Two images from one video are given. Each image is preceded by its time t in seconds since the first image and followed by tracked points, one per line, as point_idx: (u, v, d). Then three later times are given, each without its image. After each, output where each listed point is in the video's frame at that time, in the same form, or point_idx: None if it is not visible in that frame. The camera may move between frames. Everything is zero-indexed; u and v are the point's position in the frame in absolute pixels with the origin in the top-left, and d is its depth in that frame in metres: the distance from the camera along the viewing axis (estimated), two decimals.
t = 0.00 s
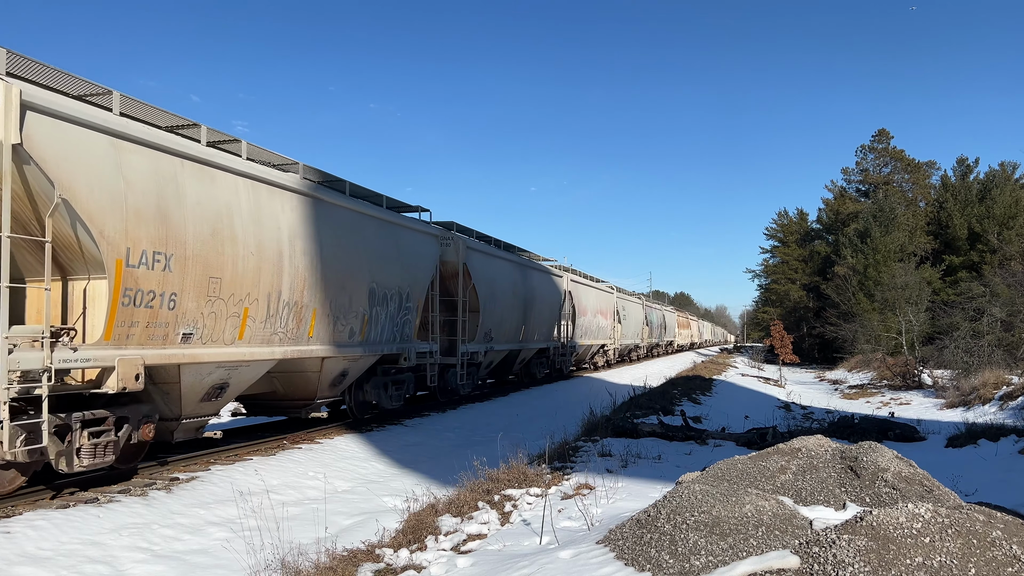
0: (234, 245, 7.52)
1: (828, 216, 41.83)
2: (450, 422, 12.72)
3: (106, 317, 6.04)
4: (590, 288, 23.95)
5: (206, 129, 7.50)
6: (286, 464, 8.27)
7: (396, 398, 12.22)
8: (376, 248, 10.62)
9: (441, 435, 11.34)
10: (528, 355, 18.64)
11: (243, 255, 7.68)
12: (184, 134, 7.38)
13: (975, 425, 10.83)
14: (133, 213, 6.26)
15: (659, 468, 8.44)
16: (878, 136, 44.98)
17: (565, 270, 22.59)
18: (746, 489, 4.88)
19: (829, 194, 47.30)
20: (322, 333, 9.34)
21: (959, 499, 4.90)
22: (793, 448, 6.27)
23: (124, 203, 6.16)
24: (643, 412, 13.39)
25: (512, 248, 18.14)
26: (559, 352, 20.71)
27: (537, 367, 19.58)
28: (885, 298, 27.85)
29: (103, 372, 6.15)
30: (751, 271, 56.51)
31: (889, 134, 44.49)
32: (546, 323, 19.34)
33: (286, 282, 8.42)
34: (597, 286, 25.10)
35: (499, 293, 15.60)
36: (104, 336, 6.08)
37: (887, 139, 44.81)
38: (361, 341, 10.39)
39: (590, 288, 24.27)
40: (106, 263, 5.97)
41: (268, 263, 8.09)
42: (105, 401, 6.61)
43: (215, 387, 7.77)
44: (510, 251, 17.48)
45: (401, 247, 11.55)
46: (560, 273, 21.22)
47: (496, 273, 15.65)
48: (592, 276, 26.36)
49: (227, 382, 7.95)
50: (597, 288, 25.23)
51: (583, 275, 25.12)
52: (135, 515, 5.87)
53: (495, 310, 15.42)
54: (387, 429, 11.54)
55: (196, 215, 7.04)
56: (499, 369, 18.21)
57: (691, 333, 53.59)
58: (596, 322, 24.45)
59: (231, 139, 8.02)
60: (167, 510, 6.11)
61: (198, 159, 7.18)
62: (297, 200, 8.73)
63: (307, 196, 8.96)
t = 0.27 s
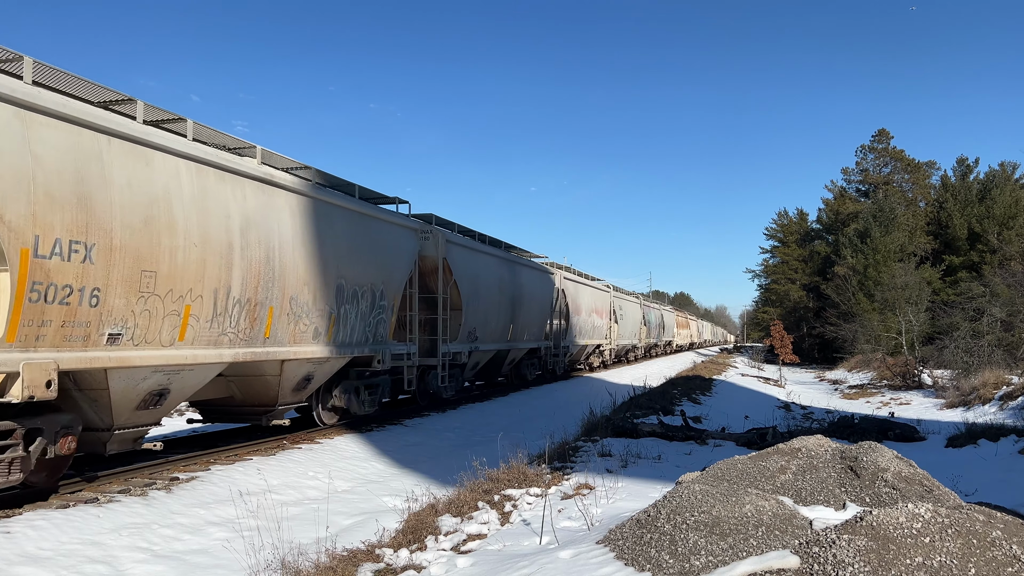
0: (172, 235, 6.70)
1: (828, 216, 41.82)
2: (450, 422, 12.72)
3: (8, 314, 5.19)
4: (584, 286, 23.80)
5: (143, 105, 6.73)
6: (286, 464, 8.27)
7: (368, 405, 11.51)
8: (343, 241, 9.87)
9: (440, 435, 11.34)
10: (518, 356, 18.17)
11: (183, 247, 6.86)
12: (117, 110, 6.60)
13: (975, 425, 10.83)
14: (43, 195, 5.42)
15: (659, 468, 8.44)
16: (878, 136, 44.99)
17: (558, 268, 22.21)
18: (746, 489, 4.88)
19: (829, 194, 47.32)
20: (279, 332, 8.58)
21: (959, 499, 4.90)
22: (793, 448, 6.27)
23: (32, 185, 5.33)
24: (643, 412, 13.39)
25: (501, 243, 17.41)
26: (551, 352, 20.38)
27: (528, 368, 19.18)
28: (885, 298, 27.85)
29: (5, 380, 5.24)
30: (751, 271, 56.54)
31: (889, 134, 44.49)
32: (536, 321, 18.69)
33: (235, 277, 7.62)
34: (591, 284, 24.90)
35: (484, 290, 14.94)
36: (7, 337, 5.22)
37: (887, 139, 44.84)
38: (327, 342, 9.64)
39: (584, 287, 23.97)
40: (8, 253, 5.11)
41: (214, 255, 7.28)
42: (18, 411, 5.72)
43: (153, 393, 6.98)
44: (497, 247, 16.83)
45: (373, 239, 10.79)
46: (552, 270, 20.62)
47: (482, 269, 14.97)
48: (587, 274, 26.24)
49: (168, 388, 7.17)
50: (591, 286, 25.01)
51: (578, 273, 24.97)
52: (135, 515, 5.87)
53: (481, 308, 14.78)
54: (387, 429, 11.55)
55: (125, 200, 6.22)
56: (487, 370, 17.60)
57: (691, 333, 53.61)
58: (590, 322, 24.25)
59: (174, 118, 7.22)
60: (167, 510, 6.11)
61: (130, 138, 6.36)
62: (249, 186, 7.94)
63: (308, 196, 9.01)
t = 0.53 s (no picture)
0: (93, 222, 5.84)
1: (828, 216, 41.83)
2: (450, 422, 12.72)
3: None
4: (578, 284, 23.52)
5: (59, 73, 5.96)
6: (286, 464, 8.27)
7: (339, 412, 10.41)
8: (307, 232, 9.03)
9: (440, 435, 11.33)
10: (506, 357, 17.51)
11: (108, 236, 6.00)
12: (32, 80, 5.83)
13: (975, 425, 10.83)
14: None
15: (659, 468, 8.44)
16: (877, 136, 45.00)
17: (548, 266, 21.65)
18: (746, 489, 4.89)
19: (829, 194, 47.33)
20: (232, 333, 7.69)
21: (959, 499, 4.90)
22: (793, 448, 6.27)
23: None
24: (643, 412, 13.39)
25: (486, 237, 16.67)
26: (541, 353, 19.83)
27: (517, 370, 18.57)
28: (885, 298, 27.85)
29: None
30: (751, 271, 56.53)
31: (889, 134, 44.51)
32: (524, 320, 17.97)
33: (175, 271, 6.75)
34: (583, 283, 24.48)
35: (468, 288, 14.23)
36: None
37: (887, 139, 44.85)
38: (289, 343, 8.76)
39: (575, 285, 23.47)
40: None
41: (148, 245, 6.41)
42: None
43: (75, 401, 6.16)
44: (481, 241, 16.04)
45: (341, 231, 9.94)
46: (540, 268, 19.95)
47: (464, 265, 14.24)
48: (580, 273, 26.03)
49: (91, 396, 6.30)
50: (583, 285, 24.56)
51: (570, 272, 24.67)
52: (135, 515, 5.87)
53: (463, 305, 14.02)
54: (388, 429, 11.55)
55: (35, 181, 5.38)
56: (473, 372, 16.87)
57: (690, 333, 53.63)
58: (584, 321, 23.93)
59: (105, 91, 6.55)
60: (167, 510, 6.11)
61: (44, 112, 5.53)
62: (193, 170, 7.11)
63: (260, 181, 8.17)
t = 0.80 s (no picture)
0: None
1: (828, 216, 41.82)
2: (450, 422, 12.72)
3: None
4: (573, 283, 23.48)
5: None
6: (286, 464, 8.27)
7: (304, 420, 9.48)
8: (264, 222, 8.21)
9: (440, 435, 11.33)
10: (493, 357, 16.81)
11: (8, 223, 5.19)
12: None
13: (975, 425, 10.82)
14: None
15: (659, 468, 8.43)
16: (877, 136, 45.00)
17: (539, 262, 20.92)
18: (746, 489, 4.89)
19: (829, 194, 47.34)
20: (170, 334, 6.87)
21: (959, 499, 4.89)
22: (793, 448, 6.27)
23: None
24: (643, 412, 13.39)
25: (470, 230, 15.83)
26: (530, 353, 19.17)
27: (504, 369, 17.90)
28: (885, 298, 27.84)
29: None
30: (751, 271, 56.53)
31: (889, 134, 44.51)
32: (511, 318, 17.18)
33: (96, 264, 5.95)
34: (575, 280, 23.92)
35: (450, 283, 13.46)
36: None
37: (887, 139, 44.85)
38: (243, 344, 7.93)
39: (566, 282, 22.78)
40: None
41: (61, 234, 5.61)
42: None
43: None
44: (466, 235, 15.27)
45: (303, 221, 9.07)
46: (529, 263, 19.17)
47: (447, 259, 13.44)
48: (574, 272, 25.76)
49: None
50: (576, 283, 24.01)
51: (563, 270, 24.24)
52: (135, 515, 5.86)
53: (446, 302, 13.28)
54: (387, 429, 11.56)
55: None
56: (457, 372, 16.08)
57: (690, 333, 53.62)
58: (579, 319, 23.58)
59: (19, 57, 5.70)
60: (167, 510, 6.11)
61: None
62: (123, 150, 6.29)
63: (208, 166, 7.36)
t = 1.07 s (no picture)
0: None
1: (828, 216, 41.82)
2: (450, 422, 12.72)
3: None
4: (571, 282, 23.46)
5: None
6: (287, 464, 8.27)
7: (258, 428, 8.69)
8: (210, 209, 7.41)
9: (439, 435, 11.34)
10: (478, 357, 16.16)
11: None
12: None
13: (975, 425, 10.82)
14: None
15: (659, 468, 8.43)
16: (877, 136, 44.99)
17: (528, 259, 20.25)
18: (746, 489, 4.89)
19: (829, 194, 47.33)
20: (93, 334, 6.06)
21: (959, 499, 4.90)
22: (793, 448, 6.27)
23: None
24: (643, 412, 13.40)
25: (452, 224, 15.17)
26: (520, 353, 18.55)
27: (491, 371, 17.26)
28: (885, 298, 27.81)
29: None
30: (751, 271, 56.52)
31: (889, 134, 44.52)
32: (497, 317, 16.53)
33: None
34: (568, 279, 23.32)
35: (429, 279, 12.83)
36: None
37: (887, 139, 44.85)
38: (183, 346, 7.10)
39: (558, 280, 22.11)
40: None
41: None
42: None
43: None
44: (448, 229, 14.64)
45: (257, 209, 8.24)
46: (517, 260, 18.52)
47: (424, 254, 12.81)
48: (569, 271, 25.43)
49: None
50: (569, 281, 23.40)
51: (557, 268, 23.76)
52: (135, 515, 5.86)
53: (424, 300, 12.63)
54: (387, 429, 11.56)
55: None
56: (440, 374, 15.43)
57: (690, 333, 53.65)
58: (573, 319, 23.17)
59: None
60: (167, 510, 6.11)
61: None
62: (33, 121, 5.53)
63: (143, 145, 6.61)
